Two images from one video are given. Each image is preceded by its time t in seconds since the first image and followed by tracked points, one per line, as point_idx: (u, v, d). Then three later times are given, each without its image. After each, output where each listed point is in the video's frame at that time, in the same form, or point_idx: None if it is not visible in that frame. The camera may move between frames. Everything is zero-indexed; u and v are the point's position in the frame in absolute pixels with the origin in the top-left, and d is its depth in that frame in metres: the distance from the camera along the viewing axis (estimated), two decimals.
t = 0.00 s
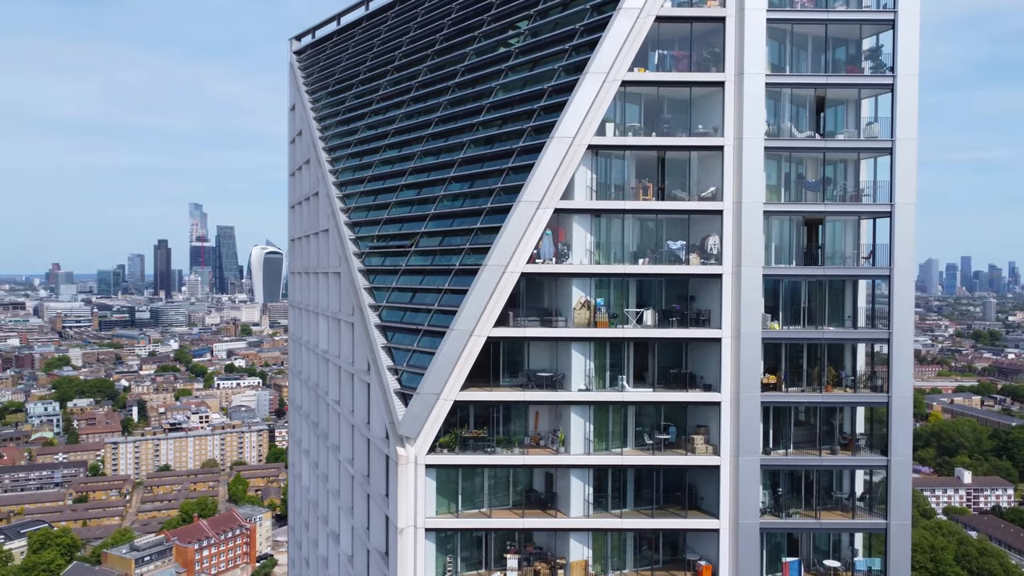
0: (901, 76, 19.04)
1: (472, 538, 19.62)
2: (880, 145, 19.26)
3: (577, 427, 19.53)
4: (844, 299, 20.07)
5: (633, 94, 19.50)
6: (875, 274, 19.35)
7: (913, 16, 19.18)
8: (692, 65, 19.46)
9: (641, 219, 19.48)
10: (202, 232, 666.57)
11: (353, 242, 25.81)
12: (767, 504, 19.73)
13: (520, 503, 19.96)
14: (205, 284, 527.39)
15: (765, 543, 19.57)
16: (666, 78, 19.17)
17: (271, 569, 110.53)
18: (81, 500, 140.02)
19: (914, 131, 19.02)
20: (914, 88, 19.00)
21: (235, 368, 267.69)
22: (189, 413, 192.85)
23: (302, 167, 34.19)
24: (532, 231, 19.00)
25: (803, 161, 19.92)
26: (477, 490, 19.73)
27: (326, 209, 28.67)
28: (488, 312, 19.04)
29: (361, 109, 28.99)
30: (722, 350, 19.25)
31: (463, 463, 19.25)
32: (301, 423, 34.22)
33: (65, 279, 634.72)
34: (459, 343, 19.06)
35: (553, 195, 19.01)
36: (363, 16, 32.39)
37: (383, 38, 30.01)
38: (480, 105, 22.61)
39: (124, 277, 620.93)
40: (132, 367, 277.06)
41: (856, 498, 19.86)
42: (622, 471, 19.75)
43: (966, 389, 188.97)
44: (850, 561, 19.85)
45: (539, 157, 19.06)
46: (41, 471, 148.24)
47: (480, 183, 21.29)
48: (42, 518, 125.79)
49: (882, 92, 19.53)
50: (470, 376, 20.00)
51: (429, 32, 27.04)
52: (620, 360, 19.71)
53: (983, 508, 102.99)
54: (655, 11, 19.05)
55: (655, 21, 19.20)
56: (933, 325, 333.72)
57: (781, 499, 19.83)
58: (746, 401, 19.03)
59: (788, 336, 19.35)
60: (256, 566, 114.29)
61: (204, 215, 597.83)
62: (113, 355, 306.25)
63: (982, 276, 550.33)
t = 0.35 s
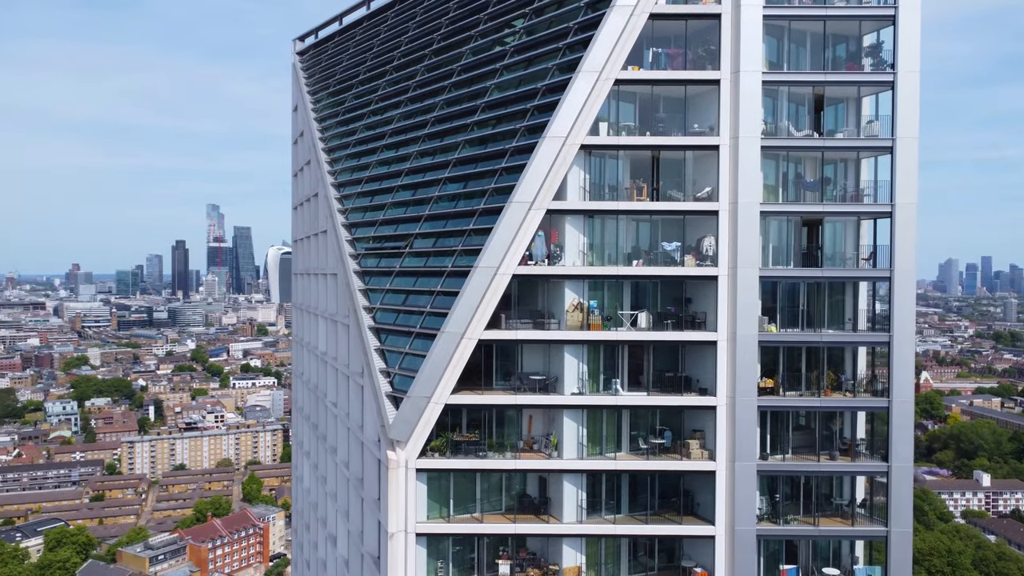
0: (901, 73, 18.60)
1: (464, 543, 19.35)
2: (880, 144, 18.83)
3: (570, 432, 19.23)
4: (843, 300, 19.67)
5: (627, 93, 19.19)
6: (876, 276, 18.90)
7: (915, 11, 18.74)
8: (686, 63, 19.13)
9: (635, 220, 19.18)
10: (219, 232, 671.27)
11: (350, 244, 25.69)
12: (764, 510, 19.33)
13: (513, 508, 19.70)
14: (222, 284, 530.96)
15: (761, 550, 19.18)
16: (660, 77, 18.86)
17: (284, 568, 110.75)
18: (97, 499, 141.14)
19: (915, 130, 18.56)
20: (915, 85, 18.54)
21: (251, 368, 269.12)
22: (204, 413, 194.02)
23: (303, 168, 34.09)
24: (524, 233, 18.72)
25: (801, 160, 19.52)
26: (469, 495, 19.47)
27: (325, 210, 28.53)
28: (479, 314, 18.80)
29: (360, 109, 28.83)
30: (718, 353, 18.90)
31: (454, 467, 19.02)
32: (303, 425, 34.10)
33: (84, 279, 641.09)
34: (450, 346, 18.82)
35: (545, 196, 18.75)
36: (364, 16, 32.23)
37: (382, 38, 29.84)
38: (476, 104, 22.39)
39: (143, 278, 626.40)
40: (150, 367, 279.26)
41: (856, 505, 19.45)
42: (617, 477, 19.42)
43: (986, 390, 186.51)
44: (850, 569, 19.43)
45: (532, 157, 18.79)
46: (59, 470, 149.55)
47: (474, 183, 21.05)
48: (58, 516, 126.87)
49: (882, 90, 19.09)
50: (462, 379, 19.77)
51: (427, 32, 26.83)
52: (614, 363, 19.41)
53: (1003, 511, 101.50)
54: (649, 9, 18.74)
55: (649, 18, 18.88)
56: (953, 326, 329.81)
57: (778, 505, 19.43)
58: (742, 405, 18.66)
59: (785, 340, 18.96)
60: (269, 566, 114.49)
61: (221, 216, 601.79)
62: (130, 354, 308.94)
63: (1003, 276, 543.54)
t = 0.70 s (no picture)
0: (901, 69, 18.23)
1: (457, 546, 19.15)
2: (881, 142, 18.46)
3: (564, 434, 19.02)
4: (843, 301, 19.35)
5: (621, 91, 18.98)
6: (876, 276, 18.50)
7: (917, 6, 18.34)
8: (682, 60, 18.88)
9: (630, 220, 18.94)
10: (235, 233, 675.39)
11: (348, 244, 25.64)
12: (762, 515, 19.00)
13: (507, 511, 19.50)
14: (238, 284, 534.34)
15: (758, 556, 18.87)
16: (655, 75, 18.61)
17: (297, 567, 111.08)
18: (113, 497, 142.22)
19: (915, 128, 18.19)
20: (916, 82, 18.18)
21: (266, 368, 270.46)
22: (219, 412, 195.30)
23: (305, 168, 34.09)
24: (517, 233, 18.53)
25: (799, 160, 19.22)
26: (463, 498, 19.29)
27: (325, 211, 28.46)
28: (472, 315, 18.62)
29: (360, 108, 28.71)
30: (714, 355, 18.63)
31: (447, 470, 18.86)
32: (305, 425, 34.06)
33: (103, 279, 647.39)
34: (442, 348, 18.63)
35: (539, 196, 18.53)
36: (366, 16, 32.17)
37: (383, 38, 29.73)
38: (472, 104, 22.23)
39: (160, 278, 631.67)
40: (166, 366, 281.43)
41: (856, 510, 19.16)
42: (612, 480, 19.19)
43: (1006, 392, 184.28)
44: None
45: (525, 156, 18.59)
46: (75, 468, 150.79)
47: (469, 183, 20.86)
48: (74, 514, 127.93)
49: (883, 87, 18.72)
50: (454, 381, 19.58)
51: (427, 30, 26.69)
52: (609, 365, 19.16)
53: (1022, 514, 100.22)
54: (643, 6, 18.51)
55: (643, 16, 18.66)
56: (973, 326, 326.12)
57: (775, 510, 19.12)
58: (739, 408, 18.36)
59: (783, 342, 18.64)
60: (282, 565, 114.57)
61: (237, 217, 605.55)
62: (147, 354, 311.59)
63: None
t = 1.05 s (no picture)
0: (900, 66, 17.86)
1: (448, 549, 19.00)
2: (879, 140, 18.08)
3: (556, 436, 18.81)
4: (842, 302, 19.01)
5: (614, 89, 18.76)
6: (874, 277, 18.13)
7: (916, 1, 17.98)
8: (676, 58, 18.62)
9: (624, 220, 18.71)
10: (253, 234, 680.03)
11: (346, 244, 25.70)
12: (757, 520, 18.70)
13: (500, 514, 19.34)
14: (256, 284, 538.02)
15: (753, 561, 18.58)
16: (648, 72, 18.36)
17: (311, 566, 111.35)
18: (130, 495, 143.60)
19: (915, 125, 17.79)
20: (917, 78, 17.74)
21: (282, 368, 271.97)
22: (236, 411, 196.52)
23: (309, 168, 34.15)
24: (508, 233, 18.33)
25: (796, 158, 18.94)
26: (455, 500, 19.15)
27: (325, 212, 28.46)
28: (463, 316, 18.47)
29: (360, 109, 28.68)
30: (709, 357, 18.37)
31: (438, 471, 18.72)
32: (308, 426, 34.08)
33: (123, 280, 655.06)
34: (433, 349, 18.52)
35: (531, 195, 18.34)
36: (368, 16, 32.12)
37: (384, 38, 29.66)
38: (466, 104, 22.13)
39: (179, 278, 637.51)
40: (184, 366, 283.93)
41: (854, 514, 18.79)
42: (606, 483, 18.97)
43: None
44: None
45: (517, 156, 18.41)
46: (93, 466, 152.14)
47: (463, 183, 20.72)
48: (91, 512, 129.22)
49: (882, 84, 18.34)
50: (446, 382, 19.42)
51: (426, 30, 26.59)
52: (602, 367, 18.94)
53: None
54: (636, 3, 18.30)
55: (636, 13, 18.46)
56: (994, 327, 321.91)
57: (771, 514, 18.83)
58: (733, 410, 18.10)
59: (779, 343, 18.34)
60: (295, 564, 113.92)
61: (254, 218, 609.89)
62: (165, 354, 314.43)
63: None
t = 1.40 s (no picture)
0: (896, 62, 17.56)
1: (438, 550, 18.92)
2: (874, 138, 17.79)
3: (546, 437, 18.68)
4: (838, 302, 18.72)
5: (606, 88, 18.60)
6: (869, 277, 17.85)
7: None
8: (667, 55, 18.40)
9: (616, 219, 18.54)
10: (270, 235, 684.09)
11: (342, 244, 25.75)
12: (750, 523, 18.48)
13: (491, 514, 19.23)
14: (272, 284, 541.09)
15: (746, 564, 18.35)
16: (640, 69, 18.16)
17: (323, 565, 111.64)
18: (145, 494, 144.67)
19: (911, 122, 17.49)
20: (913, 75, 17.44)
21: (297, 368, 273.31)
22: (250, 410, 197.60)
23: (310, 168, 34.27)
24: (497, 233, 18.22)
25: (791, 156, 18.67)
26: (446, 500, 19.06)
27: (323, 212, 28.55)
28: (453, 316, 18.37)
29: (359, 109, 28.69)
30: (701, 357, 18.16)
31: (428, 472, 18.63)
32: (309, 425, 34.19)
33: (141, 280, 661.08)
34: (423, 349, 18.42)
35: (521, 194, 18.21)
36: (368, 16, 32.12)
37: (383, 37, 29.63)
38: (459, 103, 22.09)
39: (196, 279, 642.50)
40: (200, 365, 286.06)
41: (851, 517, 18.51)
42: (597, 485, 18.79)
43: None
44: None
45: (507, 155, 18.29)
46: (110, 465, 153.30)
47: (455, 182, 20.63)
48: (107, 510, 130.30)
49: (878, 81, 18.05)
50: (437, 382, 19.34)
51: (423, 30, 26.55)
52: (593, 367, 18.76)
53: None
54: None
55: (627, 10, 18.28)
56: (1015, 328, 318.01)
57: (765, 516, 18.60)
58: (725, 411, 17.89)
59: (772, 344, 18.13)
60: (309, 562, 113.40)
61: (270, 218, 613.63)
62: (182, 353, 316.94)
63: None
